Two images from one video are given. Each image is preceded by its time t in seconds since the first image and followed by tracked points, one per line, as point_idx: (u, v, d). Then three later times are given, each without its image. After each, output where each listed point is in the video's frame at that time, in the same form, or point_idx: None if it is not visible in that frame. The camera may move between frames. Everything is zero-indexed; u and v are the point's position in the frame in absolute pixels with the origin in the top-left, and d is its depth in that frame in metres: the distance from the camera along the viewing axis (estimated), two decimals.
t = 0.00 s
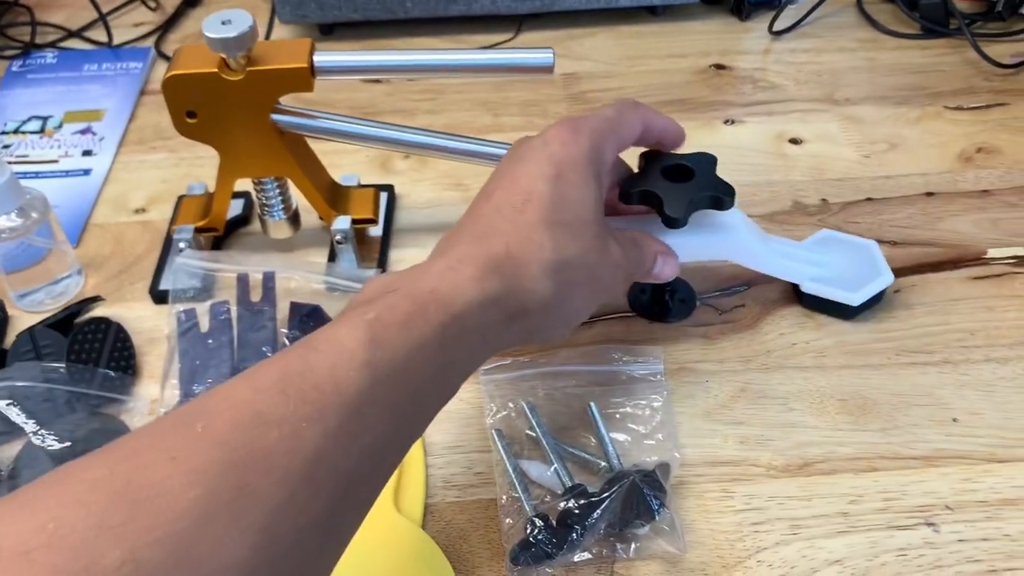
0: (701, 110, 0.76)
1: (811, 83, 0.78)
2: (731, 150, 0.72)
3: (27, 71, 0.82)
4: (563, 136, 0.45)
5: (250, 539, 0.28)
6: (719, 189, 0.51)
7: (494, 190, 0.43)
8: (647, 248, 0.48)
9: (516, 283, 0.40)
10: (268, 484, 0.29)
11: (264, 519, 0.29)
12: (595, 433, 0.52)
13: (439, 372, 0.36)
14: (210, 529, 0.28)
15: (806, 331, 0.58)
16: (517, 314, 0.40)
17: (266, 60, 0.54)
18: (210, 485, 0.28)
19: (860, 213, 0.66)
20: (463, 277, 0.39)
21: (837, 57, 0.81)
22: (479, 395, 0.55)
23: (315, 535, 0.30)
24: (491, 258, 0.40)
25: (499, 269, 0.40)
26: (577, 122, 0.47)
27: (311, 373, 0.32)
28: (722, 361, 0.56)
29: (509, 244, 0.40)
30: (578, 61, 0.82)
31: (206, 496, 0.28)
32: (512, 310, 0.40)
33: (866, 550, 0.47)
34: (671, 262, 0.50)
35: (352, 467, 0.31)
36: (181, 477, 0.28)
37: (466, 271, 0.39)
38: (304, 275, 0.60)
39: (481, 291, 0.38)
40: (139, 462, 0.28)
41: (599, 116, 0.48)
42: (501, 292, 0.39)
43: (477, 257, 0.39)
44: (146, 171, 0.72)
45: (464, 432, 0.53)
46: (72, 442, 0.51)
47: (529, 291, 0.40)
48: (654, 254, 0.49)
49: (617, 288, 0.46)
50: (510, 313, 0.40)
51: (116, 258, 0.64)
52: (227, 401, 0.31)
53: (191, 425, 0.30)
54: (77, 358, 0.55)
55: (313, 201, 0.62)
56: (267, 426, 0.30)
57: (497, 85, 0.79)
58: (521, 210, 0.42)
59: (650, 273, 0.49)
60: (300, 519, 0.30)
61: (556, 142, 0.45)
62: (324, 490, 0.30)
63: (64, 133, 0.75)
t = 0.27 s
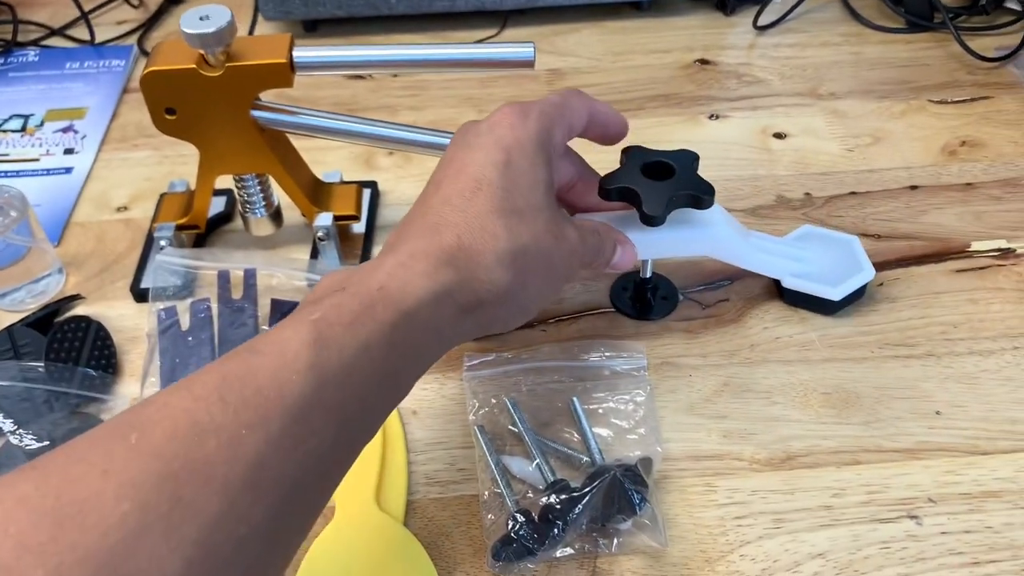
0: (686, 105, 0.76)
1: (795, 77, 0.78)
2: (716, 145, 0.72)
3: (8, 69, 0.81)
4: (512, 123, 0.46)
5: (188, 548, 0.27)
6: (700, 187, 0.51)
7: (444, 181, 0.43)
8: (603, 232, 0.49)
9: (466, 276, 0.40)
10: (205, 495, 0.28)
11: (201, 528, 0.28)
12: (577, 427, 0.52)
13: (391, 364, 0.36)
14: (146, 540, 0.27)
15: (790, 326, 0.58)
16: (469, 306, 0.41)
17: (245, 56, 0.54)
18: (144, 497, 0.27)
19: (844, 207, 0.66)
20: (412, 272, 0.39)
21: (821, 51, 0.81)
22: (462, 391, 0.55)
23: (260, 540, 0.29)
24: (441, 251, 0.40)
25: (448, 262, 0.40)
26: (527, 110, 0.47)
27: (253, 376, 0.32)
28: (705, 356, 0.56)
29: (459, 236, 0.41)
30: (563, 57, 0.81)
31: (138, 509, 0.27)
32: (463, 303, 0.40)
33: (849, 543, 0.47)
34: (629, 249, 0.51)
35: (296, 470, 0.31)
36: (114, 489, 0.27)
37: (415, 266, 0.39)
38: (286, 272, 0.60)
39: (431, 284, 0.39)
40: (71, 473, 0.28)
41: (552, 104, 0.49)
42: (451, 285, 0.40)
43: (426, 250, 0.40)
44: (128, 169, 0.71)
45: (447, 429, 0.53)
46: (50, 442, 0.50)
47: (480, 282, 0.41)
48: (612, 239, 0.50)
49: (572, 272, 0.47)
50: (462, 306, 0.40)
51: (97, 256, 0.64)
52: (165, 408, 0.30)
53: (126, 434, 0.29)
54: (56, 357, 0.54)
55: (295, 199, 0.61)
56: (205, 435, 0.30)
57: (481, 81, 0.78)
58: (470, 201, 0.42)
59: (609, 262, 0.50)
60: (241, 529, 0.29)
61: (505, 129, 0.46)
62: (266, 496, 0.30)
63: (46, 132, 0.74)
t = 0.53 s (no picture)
0: (683, 99, 0.76)
1: (793, 72, 0.78)
2: (714, 139, 0.72)
3: (7, 65, 0.81)
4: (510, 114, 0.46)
5: (190, 528, 0.27)
6: (694, 179, 0.51)
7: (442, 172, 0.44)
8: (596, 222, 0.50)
9: (464, 265, 0.41)
10: (206, 474, 0.29)
11: (203, 507, 0.28)
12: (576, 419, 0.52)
13: (389, 352, 0.36)
14: (148, 518, 0.27)
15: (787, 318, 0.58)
16: (467, 296, 0.41)
17: (244, 50, 0.54)
18: (146, 476, 0.28)
19: (841, 200, 0.66)
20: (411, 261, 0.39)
21: (819, 46, 0.81)
22: (461, 384, 0.55)
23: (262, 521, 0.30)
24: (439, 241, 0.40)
25: (445, 252, 0.40)
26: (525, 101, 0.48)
27: (253, 361, 0.32)
28: (703, 348, 0.56)
29: (457, 226, 0.41)
30: (561, 52, 0.82)
31: (139, 488, 0.27)
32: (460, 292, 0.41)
33: (845, 533, 0.47)
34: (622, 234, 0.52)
35: (296, 454, 0.31)
36: (116, 467, 0.27)
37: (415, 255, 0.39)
38: (285, 266, 0.60)
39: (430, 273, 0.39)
40: (72, 453, 0.28)
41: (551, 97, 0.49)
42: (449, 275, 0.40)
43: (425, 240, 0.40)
44: (127, 164, 0.71)
45: (446, 421, 0.53)
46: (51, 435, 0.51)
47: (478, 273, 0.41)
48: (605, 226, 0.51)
49: (566, 262, 0.48)
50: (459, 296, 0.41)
51: (97, 251, 0.64)
52: (165, 389, 0.30)
53: (127, 415, 0.29)
54: (56, 350, 0.54)
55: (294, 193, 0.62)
56: (207, 417, 0.30)
57: (479, 76, 0.79)
58: (468, 191, 0.42)
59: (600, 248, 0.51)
60: (242, 510, 0.29)
61: (503, 119, 0.46)
62: (267, 478, 0.30)
63: (45, 127, 0.75)
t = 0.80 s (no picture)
0: (685, 96, 0.76)
1: (795, 68, 0.79)
2: (716, 135, 0.72)
3: (11, 66, 0.81)
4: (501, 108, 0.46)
5: (187, 508, 0.28)
6: (690, 172, 0.51)
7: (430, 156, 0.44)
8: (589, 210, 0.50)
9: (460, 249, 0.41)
10: (204, 456, 0.29)
11: (200, 487, 0.28)
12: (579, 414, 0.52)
13: (383, 336, 0.36)
14: (146, 498, 0.27)
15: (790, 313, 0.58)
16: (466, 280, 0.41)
17: (248, 49, 0.54)
18: (144, 455, 0.28)
19: (844, 195, 0.66)
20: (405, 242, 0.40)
21: (820, 42, 0.81)
22: (466, 379, 0.55)
23: (255, 499, 0.30)
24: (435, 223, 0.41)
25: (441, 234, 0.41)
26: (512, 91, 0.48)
27: (247, 345, 0.32)
28: (707, 343, 0.57)
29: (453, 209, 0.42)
30: (563, 49, 0.82)
31: (137, 468, 0.27)
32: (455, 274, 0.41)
33: (850, 526, 0.47)
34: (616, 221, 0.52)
35: (294, 435, 0.31)
36: (114, 447, 0.28)
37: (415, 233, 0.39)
38: (290, 263, 0.60)
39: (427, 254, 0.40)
40: (70, 434, 0.28)
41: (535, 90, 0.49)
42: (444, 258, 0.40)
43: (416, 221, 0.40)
44: (132, 163, 0.72)
45: (452, 417, 0.53)
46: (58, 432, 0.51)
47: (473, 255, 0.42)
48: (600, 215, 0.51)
49: (560, 251, 0.48)
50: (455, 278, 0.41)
51: (102, 250, 0.64)
52: (162, 373, 0.31)
53: (125, 397, 0.29)
54: (63, 348, 0.54)
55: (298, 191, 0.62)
56: (203, 399, 0.30)
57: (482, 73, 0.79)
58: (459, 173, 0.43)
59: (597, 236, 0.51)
60: (241, 489, 0.29)
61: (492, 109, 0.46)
62: (263, 459, 0.30)
63: (49, 127, 0.75)
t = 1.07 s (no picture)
0: (683, 95, 0.76)
1: (792, 66, 0.79)
2: (714, 135, 0.72)
3: (13, 69, 0.82)
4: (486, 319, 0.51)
5: None
6: (684, 195, 0.51)
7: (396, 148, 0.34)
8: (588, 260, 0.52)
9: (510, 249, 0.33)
10: None
11: None
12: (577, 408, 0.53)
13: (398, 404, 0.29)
14: None
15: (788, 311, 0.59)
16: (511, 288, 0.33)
17: (248, 52, 0.55)
18: None
19: (841, 193, 0.66)
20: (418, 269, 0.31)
21: (818, 40, 0.82)
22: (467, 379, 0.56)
23: (310, 552, 0.28)
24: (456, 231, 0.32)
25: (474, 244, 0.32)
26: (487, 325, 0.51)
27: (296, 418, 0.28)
28: (705, 342, 0.57)
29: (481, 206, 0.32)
30: (562, 49, 0.82)
31: None
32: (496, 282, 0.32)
33: (847, 523, 0.48)
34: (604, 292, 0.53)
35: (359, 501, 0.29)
36: None
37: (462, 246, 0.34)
38: (290, 264, 0.61)
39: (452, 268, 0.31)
40: None
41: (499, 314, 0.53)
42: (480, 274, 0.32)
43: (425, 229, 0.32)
44: (133, 166, 0.72)
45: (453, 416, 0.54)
46: (61, 433, 0.51)
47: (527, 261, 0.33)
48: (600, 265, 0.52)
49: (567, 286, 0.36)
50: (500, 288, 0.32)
51: (104, 252, 0.65)
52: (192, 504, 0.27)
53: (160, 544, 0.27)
54: (65, 350, 0.55)
55: (299, 192, 0.62)
56: (239, 518, 0.27)
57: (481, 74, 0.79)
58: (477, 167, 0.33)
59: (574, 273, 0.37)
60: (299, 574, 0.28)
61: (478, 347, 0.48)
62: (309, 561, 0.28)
63: (51, 130, 0.75)
